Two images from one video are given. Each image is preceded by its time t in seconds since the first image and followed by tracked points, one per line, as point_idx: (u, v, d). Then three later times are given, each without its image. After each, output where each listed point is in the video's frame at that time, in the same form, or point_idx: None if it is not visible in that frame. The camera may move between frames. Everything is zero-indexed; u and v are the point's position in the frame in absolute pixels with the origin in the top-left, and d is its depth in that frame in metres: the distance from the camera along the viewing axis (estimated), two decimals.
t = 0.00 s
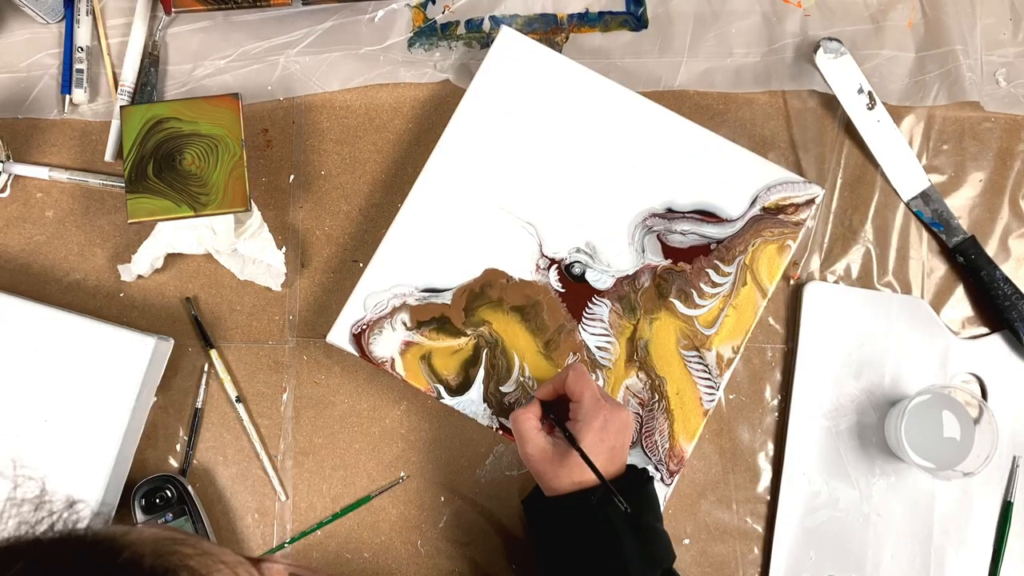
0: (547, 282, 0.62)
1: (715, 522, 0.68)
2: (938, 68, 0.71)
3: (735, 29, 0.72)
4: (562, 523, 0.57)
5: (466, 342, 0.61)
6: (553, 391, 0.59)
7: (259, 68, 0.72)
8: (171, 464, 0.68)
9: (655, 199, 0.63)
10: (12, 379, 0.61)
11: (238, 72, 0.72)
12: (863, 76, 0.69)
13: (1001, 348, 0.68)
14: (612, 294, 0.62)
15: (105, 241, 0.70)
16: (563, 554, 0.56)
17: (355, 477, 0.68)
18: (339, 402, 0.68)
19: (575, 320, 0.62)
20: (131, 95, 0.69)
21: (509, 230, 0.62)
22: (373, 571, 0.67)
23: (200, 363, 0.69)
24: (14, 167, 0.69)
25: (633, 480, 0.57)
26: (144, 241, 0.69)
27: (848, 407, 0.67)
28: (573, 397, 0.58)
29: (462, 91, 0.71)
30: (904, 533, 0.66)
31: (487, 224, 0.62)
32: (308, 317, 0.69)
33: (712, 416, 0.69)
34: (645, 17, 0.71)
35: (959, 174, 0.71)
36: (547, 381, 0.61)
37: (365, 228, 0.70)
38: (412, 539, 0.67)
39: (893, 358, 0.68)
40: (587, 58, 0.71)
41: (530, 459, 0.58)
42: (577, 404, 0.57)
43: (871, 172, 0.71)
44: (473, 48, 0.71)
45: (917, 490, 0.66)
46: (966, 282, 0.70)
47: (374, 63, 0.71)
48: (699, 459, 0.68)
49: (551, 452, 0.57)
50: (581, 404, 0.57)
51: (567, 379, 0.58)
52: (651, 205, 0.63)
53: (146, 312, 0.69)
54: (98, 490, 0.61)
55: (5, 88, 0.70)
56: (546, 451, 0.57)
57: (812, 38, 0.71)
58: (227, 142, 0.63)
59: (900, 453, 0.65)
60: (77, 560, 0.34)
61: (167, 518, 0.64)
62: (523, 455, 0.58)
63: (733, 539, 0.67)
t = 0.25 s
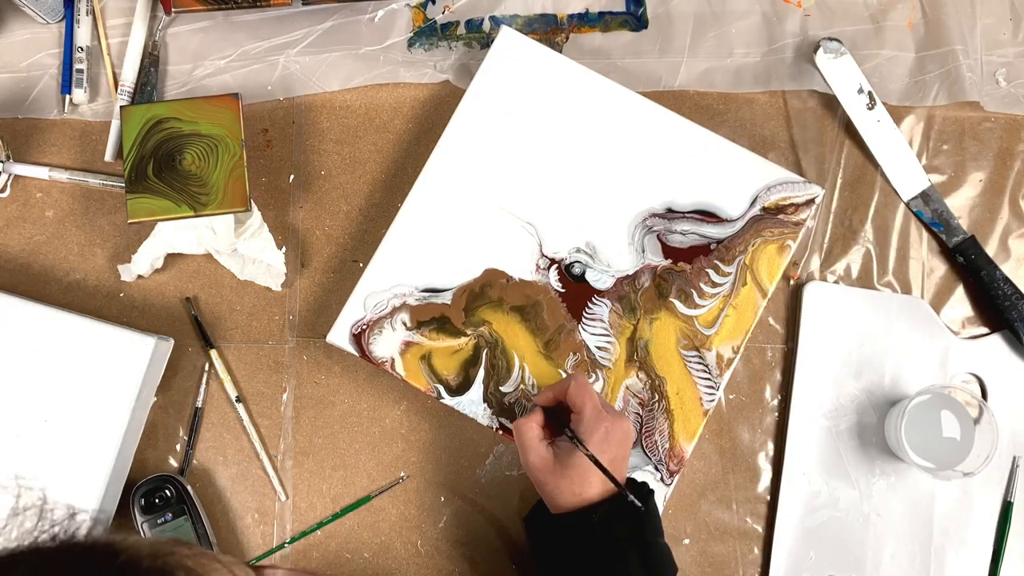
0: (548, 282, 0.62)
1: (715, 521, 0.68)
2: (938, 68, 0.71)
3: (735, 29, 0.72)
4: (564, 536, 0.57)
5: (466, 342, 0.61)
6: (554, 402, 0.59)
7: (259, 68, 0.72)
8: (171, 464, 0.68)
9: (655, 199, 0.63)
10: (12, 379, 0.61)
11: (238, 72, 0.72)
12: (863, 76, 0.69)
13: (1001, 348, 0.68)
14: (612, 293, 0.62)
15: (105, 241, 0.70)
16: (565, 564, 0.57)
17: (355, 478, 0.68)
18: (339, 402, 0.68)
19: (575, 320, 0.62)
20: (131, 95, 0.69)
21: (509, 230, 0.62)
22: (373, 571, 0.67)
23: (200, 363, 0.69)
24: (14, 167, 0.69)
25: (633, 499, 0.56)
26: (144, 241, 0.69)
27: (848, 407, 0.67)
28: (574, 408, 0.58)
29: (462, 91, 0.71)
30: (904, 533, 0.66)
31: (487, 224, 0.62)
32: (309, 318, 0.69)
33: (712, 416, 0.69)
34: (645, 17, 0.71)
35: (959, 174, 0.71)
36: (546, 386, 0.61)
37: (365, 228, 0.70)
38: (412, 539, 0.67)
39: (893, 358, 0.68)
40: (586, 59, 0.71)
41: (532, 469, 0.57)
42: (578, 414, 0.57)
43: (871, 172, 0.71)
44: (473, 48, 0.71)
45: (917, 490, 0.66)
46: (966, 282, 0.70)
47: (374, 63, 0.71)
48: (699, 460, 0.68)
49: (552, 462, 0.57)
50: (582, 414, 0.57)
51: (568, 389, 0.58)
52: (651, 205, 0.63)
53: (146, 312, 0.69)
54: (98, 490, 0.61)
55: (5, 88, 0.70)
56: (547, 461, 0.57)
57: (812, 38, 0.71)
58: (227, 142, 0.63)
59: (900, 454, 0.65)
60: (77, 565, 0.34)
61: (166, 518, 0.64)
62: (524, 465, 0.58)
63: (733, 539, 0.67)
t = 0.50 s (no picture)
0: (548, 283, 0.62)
1: (715, 521, 0.68)
2: (938, 68, 0.71)
3: (735, 29, 0.72)
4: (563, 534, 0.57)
5: (466, 341, 0.61)
6: (548, 407, 0.59)
7: (259, 68, 0.72)
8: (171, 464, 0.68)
9: (655, 199, 0.63)
10: (12, 379, 0.61)
11: (238, 72, 0.72)
12: (863, 76, 0.69)
13: (1001, 348, 0.68)
14: (612, 294, 0.62)
15: (105, 241, 0.70)
16: (564, 565, 0.57)
17: (355, 478, 0.68)
18: (339, 402, 0.68)
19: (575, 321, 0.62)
20: (131, 95, 0.69)
21: (508, 231, 0.62)
22: (373, 571, 0.67)
23: (200, 363, 0.69)
24: (14, 167, 0.69)
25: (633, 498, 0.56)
26: (144, 241, 0.68)
27: (848, 408, 0.67)
28: (568, 409, 0.58)
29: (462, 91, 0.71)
30: (904, 533, 0.66)
31: (487, 224, 0.62)
32: (308, 318, 0.69)
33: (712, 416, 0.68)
34: (645, 17, 0.71)
35: (959, 174, 0.71)
36: (545, 391, 0.61)
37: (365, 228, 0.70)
38: (412, 538, 0.67)
39: (892, 358, 0.68)
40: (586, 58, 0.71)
41: (527, 474, 0.57)
42: (573, 416, 0.57)
43: (871, 172, 0.71)
44: (473, 48, 0.71)
45: (917, 490, 0.67)
46: (966, 282, 0.70)
47: (374, 63, 0.71)
48: (699, 459, 0.68)
49: (547, 466, 0.57)
50: (576, 416, 0.57)
51: (562, 392, 0.58)
52: (651, 204, 0.63)
53: (146, 312, 0.69)
54: (98, 490, 0.61)
55: (5, 88, 0.70)
56: (540, 466, 0.57)
57: (812, 38, 0.71)
58: (227, 142, 0.63)
59: (900, 454, 0.65)
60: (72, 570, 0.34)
61: (167, 518, 0.64)
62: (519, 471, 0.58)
63: (733, 539, 0.67)
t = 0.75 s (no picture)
0: (547, 283, 0.62)
1: (716, 521, 0.68)
2: (938, 68, 0.71)
3: (735, 29, 0.72)
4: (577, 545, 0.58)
5: (466, 341, 0.61)
6: (562, 422, 0.59)
7: (259, 68, 0.72)
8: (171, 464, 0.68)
9: (655, 199, 0.63)
10: (12, 379, 0.61)
11: (238, 72, 0.72)
12: (863, 76, 0.69)
13: (1001, 348, 0.68)
14: (612, 294, 0.62)
15: (106, 241, 0.70)
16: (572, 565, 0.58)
17: (355, 478, 0.68)
18: (339, 403, 0.68)
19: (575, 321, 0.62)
20: (131, 95, 0.69)
21: (508, 231, 0.62)
22: (373, 571, 0.67)
23: (200, 363, 0.69)
24: (14, 167, 0.69)
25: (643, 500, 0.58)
26: (144, 241, 0.68)
27: (848, 408, 0.67)
28: (582, 425, 0.58)
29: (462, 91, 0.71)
30: (904, 533, 0.66)
31: (488, 224, 0.62)
32: (308, 317, 0.69)
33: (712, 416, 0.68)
34: (645, 17, 0.71)
35: (959, 174, 0.71)
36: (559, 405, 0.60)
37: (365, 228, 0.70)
38: (412, 538, 0.67)
39: (892, 358, 0.68)
40: (586, 58, 0.71)
41: (542, 494, 0.57)
42: (587, 432, 0.57)
43: (871, 172, 0.71)
44: (473, 48, 0.71)
45: (917, 491, 0.66)
46: (966, 282, 0.70)
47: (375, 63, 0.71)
48: (699, 459, 0.68)
49: (563, 484, 0.57)
50: (590, 431, 0.57)
51: (574, 406, 0.58)
52: (651, 204, 0.63)
53: (146, 312, 0.69)
54: (99, 490, 0.61)
55: (6, 88, 0.70)
56: (556, 485, 0.57)
57: (812, 39, 0.71)
58: (227, 142, 0.63)
59: (900, 454, 0.65)
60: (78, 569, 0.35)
61: (167, 518, 0.64)
62: (533, 490, 0.58)
63: (733, 539, 0.67)
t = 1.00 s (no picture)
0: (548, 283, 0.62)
1: (716, 521, 0.68)
2: (938, 68, 0.71)
3: (735, 28, 0.72)
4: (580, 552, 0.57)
5: (466, 341, 0.61)
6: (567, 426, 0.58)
7: (259, 68, 0.72)
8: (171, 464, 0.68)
9: (655, 199, 0.63)
10: (12, 379, 0.61)
11: (238, 73, 0.72)
12: (863, 76, 0.69)
13: (1001, 348, 0.68)
14: (613, 294, 0.62)
15: (106, 241, 0.70)
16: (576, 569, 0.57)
17: (355, 477, 0.68)
18: (339, 403, 0.68)
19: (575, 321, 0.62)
20: (131, 95, 0.69)
21: (508, 231, 0.62)
22: (373, 571, 0.67)
23: (200, 363, 0.69)
24: (14, 167, 0.69)
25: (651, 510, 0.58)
26: (144, 241, 0.68)
27: (848, 408, 0.67)
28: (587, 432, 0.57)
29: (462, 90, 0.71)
30: (904, 533, 0.66)
31: (488, 224, 0.62)
32: (308, 317, 0.69)
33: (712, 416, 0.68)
34: (645, 16, 0.71)
35: (959, 174, 0.71)
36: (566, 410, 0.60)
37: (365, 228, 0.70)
38: (412, 538, 0.67)
39: (892, 358, 0.68)
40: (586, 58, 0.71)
41: (545, 496, 0.58)
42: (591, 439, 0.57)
43: (871, 172, 0.71)
44: (473, 48, 0.71)
45: (918, 491, 0.66)
46: (966, 282, 0.70)
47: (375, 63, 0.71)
48: (699, 459, 0.68)
49: (565, 488, 0.58)
50: (595, 439, 0.57)
51: (580, 414, 0.57)
52: (651, 204, 0.63)
53: (146, 312, 0.69)
54: (99, 490, 0.61)
55: (6, 88, 0.70)
56: (558, 488, 0.58)
57: (812, 39, 0.71)
58: (227, 142, 0.63)
59: (900, 454, 0.65)
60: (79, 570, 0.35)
61: (167, 517, 0.64)
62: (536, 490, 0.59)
63: (733, 539, 0.68)
